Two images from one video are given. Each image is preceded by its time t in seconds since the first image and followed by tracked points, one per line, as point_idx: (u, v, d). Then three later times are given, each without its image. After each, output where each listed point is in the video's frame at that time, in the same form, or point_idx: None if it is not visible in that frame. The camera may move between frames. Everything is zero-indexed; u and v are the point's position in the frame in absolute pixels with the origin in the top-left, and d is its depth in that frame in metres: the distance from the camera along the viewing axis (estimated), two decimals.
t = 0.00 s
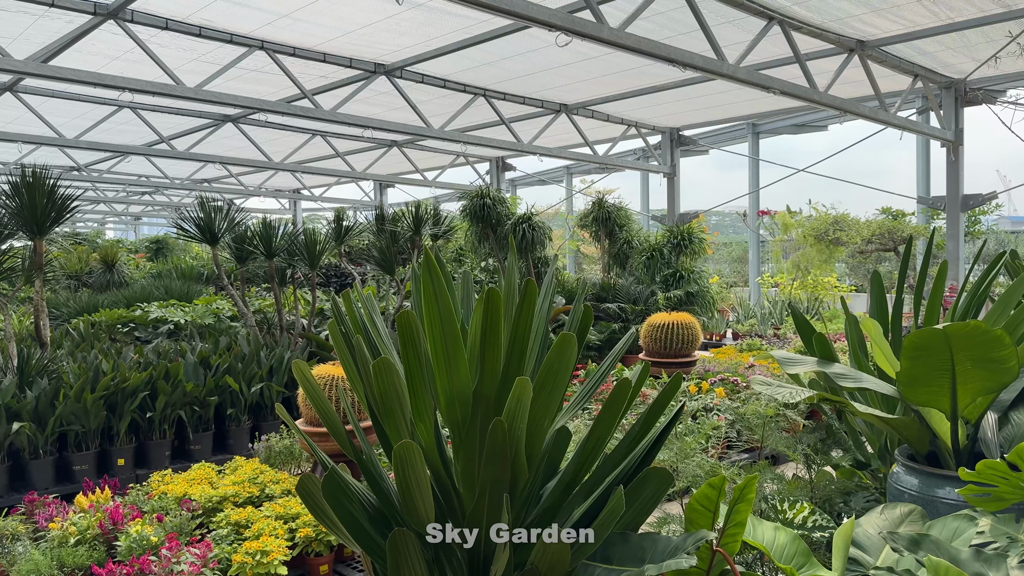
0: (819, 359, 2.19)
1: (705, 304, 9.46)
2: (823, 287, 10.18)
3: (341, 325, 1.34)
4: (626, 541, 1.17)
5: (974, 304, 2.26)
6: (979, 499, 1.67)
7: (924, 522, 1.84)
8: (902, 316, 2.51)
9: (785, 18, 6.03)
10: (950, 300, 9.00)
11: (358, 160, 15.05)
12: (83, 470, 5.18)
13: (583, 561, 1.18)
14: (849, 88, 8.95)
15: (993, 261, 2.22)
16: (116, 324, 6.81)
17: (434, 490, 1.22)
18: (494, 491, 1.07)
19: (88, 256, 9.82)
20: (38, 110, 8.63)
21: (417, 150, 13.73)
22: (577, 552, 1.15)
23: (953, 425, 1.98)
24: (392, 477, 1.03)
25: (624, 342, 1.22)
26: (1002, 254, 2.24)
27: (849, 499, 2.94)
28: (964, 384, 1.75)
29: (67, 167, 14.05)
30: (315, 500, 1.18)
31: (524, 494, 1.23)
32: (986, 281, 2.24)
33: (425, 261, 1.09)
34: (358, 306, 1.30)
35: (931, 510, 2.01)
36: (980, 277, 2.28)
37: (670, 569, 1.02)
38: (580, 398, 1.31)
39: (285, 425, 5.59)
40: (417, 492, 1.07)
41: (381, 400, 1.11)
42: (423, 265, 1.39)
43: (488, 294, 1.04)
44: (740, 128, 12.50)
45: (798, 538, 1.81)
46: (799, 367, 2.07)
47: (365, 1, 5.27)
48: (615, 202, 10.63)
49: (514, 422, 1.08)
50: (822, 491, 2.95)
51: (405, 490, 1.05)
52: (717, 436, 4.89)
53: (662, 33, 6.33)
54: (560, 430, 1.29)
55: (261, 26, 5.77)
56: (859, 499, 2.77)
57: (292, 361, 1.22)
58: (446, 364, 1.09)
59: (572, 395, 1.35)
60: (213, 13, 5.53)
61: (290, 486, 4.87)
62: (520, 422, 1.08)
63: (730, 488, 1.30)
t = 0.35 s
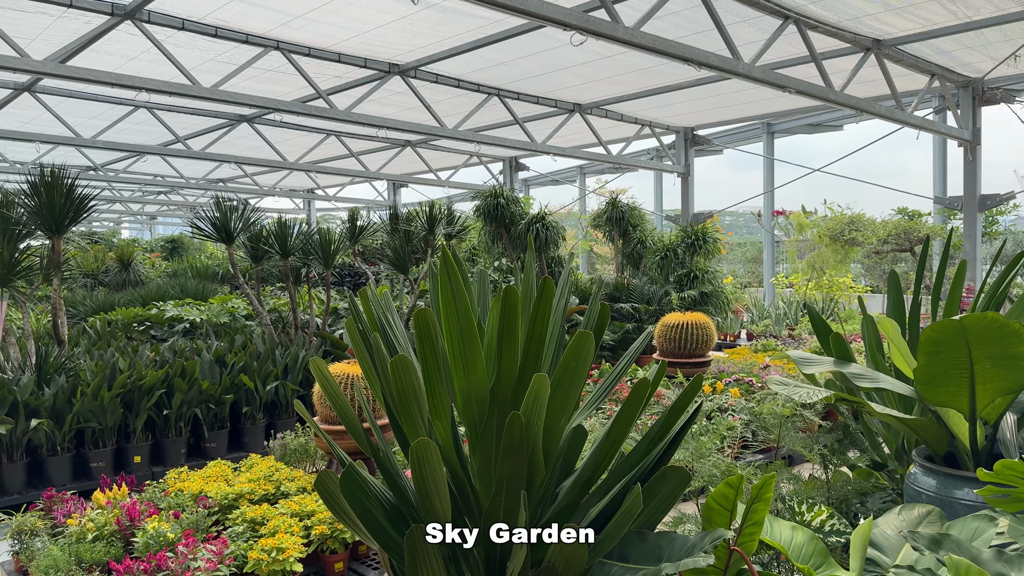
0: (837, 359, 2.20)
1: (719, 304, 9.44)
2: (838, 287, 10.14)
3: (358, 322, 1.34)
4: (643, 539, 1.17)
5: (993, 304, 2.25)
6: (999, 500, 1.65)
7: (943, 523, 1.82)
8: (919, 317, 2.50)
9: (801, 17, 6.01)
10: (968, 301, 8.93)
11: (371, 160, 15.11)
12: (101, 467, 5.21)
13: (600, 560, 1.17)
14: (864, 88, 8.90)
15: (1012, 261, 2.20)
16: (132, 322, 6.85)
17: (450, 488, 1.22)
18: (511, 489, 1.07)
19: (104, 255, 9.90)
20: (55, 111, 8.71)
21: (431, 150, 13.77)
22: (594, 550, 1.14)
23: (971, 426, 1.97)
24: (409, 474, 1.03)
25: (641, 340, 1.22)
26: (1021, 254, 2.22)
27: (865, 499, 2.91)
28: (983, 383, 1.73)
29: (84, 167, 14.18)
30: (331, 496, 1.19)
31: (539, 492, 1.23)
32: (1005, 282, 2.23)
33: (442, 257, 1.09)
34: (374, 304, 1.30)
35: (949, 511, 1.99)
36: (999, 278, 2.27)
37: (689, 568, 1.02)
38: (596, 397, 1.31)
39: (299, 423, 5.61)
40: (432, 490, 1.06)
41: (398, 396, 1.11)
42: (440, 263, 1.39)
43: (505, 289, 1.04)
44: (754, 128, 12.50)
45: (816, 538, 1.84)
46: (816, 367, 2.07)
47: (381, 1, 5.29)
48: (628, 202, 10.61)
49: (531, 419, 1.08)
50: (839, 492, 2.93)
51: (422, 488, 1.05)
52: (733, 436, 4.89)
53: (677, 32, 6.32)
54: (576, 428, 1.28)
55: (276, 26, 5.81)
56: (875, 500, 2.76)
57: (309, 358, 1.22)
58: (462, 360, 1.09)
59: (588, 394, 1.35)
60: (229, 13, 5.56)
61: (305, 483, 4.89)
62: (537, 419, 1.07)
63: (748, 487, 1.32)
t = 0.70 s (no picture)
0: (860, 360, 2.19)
1: (739, 304, 9.40)
2: (861, 288, 10.09)
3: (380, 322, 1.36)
4: (665, 540, 1.16)
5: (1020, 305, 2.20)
6: None
7: (969, 525, 1.80)
8: (944, 318, 2.47)
9: (823, 15, 5.97)
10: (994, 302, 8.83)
11: (390, 160, 15.18)
12: (124, 463, 5.26)
13: (621, 560, 1.17)
14: (886, 87, 8.82)
15: None
16: (155, 320, 6.90)
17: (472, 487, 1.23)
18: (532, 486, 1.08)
19: (127, 254, 10.00)
20: (80, 111, 8.82)
21: (450, 150, 13.81)
22: (616, 549, 1.15)
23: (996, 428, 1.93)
24: (432, 473, 1.04)
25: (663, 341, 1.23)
26: None
27: (889, 502, 2.84)
28: (1010, 384, 1.69)
29: (107, 167, 14.35)
30: (355, 493, 1.22)
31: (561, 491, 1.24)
32: None
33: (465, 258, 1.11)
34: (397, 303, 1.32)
35: (974, 514, 1.94)
36: None
37: (710, 568, 1.01)
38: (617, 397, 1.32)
39: (320, 421, 5.64)
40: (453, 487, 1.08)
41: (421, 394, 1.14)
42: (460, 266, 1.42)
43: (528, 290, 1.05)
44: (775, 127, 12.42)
45: (840, 539, 1.83)
46: (838, 368, 2.06)
47: (402, 1, 5.31)
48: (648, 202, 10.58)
49: (553, 419, 1.09)
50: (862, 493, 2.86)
51: (445, 486, 1.06)
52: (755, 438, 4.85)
53: (697, 31, 6.29)
54: (597, 429, 1.29)
55: (298, 26, 5.84)
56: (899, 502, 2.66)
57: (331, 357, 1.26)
58: (485, 358, 1.11)
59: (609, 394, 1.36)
60: (252, 13, 5.61)
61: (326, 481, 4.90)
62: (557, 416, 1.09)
63: (771, 488, 1.29)
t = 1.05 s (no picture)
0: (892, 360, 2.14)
1: (768, 305, 9.33)
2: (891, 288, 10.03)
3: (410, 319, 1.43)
4: (695, 540, 1.21)
5: None
6: None
7: (1006, 528, 1.75)
8: (980, 319, 2.42)
9: (854, 11, 5.91)
10: None
11: (417, 159, 15.25)
12: (154, 458, 5.32)
13: (651, 559, 1.21)
14: (918, 84, 8.70)
15: None
16: (185, 317, 6.98)
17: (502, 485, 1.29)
18: (561, 485, 1.14)
19: (157, 252, 10.14)
20: (112, 111, 8.96)
21: (476, 149, 13.84)
22: (645, 548, 1.19)
23: None
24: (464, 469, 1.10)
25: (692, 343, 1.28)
26: None
27: (923, 505, 2.76)
28: None
29: (139, 166, 14.58)
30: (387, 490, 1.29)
31: (588, 490, 1.30)
32: None
33: (495, 261, 1.18)
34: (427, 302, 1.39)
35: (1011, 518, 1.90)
36: None
37: (740, 568, 1.04)
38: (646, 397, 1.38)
39: (348, 418, 5.67)
40: (485, 485, 1.14)
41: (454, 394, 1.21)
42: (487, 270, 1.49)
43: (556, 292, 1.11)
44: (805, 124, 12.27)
45: (872, 541, 1.79)
46: (869, 368, 2.03)
47: None
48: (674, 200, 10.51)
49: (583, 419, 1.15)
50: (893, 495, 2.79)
51: (476, 483, 1.12)
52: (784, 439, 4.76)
53: (726, 28, 6.25)
54: (626, 429, 1.35)
55: (326, 26, 5.89)
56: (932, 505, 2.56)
57: (365, 357, 1.34)
58: (513, 359, 1.18)
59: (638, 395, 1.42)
60: (281, 14, 5.66)
61: (354, 477, 4.93)
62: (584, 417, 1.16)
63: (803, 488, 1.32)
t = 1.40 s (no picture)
0: (935, 359, 2.07)
1: (805, 303, 9.35)
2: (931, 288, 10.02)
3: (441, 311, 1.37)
4: (735, 542, 1.14)
5: None
6: None
7: None
8: None
9: (895, 4, 5.80)
10: None
11: (450, 158, 15.35)
12: (193, 453, 5.39)
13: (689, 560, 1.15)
14: (960, 78, 8.53)
15: None
16: (222, 314, 7.07)
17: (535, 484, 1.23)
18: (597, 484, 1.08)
19: (196, 250, 10.33)
20: (152, 111, 9.13)
21: (509, 147, 13.89)
22: (683, 551, 1.13)
23: None
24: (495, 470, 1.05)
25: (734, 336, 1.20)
26: None
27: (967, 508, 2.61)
28: None
29: (178, 165, 14.87)
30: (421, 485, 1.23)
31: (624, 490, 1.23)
32: None
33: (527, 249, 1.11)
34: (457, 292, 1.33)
35: None
36: None
37: (781, 570, 0.97)
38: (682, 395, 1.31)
39: (382, 415, 5.71)
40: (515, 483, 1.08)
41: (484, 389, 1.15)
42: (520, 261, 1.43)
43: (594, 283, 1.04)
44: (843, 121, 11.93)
45: (915, 544, 1.71)
46: (910, 368, 1.96)
47: None
48: (709, 197, 10.41)
49: (620, 417, 1.08)
50: (935, 498, 2.63)
51: (508, 483, 1.07)
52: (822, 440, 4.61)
53: (763, 23, 6.18)
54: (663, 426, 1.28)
55: (361, 25, 5.93)
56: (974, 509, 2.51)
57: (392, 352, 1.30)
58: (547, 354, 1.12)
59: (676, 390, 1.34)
60: (316, 13, 5.71)
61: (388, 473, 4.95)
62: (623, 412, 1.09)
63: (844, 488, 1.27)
